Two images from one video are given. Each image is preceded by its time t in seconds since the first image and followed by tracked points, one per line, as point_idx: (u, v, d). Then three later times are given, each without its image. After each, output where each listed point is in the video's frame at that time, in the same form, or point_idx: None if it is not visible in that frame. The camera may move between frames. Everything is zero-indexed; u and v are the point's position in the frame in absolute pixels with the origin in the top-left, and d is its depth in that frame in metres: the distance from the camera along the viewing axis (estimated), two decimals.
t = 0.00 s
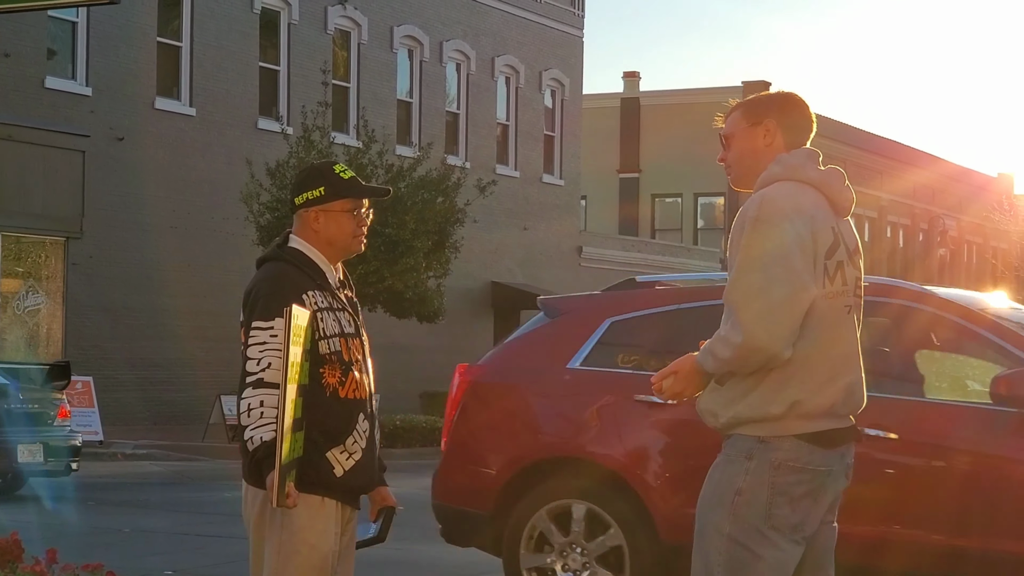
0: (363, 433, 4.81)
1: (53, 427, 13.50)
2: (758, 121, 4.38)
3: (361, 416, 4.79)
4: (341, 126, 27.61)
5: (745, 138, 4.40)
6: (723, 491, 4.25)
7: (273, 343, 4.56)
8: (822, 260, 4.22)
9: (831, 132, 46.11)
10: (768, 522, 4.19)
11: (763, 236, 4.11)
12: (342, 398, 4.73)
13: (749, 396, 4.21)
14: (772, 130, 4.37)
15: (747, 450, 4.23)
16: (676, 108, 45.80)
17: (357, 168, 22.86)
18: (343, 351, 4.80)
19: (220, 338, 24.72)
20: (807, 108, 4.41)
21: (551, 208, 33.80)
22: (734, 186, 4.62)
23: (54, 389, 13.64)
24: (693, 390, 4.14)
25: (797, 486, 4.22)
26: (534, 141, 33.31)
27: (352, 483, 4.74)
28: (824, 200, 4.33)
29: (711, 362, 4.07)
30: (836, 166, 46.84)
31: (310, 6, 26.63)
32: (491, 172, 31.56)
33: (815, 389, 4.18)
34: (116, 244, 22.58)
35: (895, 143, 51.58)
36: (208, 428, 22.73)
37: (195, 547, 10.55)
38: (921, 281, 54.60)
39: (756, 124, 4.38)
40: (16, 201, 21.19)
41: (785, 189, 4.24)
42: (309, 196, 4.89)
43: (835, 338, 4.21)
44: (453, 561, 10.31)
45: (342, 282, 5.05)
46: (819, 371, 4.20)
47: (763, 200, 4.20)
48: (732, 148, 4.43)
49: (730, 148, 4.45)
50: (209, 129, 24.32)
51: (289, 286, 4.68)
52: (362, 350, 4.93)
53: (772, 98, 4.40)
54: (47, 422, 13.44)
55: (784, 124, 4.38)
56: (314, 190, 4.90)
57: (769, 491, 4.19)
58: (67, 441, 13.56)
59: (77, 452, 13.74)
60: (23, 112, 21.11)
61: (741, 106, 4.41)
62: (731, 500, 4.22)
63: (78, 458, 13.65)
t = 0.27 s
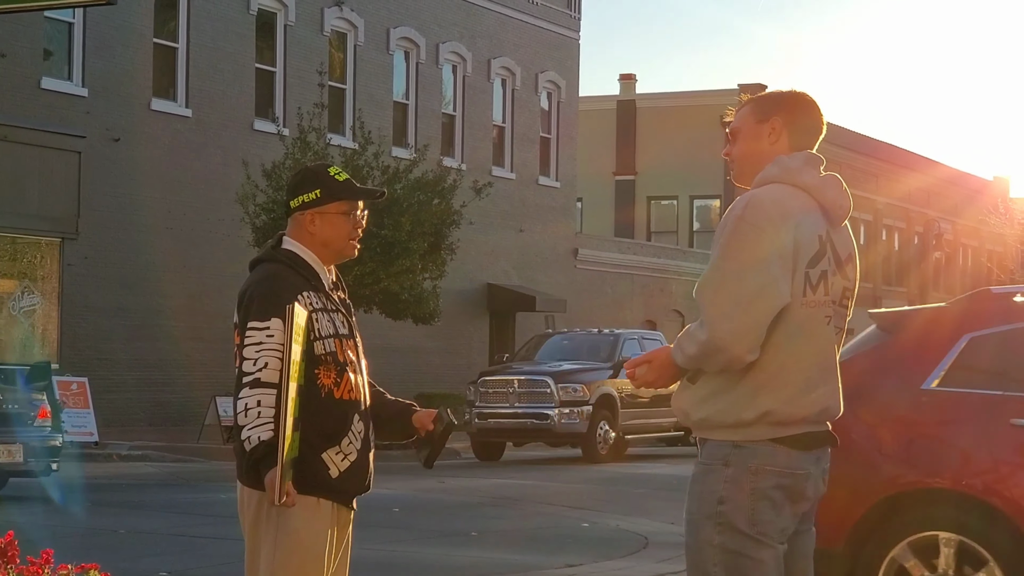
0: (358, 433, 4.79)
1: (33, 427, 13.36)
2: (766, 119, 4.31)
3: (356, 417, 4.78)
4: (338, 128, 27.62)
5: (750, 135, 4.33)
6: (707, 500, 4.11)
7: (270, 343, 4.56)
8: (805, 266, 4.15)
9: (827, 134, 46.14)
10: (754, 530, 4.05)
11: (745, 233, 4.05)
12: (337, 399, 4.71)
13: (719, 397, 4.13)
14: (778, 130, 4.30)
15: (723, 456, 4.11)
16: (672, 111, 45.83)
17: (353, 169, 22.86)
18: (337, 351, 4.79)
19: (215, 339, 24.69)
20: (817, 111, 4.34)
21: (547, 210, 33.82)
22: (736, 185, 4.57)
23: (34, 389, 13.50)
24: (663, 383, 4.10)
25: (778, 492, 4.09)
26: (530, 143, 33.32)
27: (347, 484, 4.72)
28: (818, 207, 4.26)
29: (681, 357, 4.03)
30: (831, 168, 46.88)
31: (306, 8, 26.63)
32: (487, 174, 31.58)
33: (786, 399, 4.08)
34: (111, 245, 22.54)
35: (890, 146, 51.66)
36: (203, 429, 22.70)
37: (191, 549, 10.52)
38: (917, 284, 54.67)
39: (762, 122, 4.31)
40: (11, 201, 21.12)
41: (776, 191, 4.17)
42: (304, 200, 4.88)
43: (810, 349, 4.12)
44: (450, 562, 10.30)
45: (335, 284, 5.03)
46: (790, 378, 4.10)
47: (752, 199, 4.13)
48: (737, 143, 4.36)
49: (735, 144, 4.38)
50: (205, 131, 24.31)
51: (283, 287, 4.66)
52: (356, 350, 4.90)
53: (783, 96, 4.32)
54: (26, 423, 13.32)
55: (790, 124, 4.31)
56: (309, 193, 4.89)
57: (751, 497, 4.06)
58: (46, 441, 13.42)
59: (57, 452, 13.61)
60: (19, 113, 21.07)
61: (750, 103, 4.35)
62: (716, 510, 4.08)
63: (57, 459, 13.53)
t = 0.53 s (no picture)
0: (355, 434, 4.78)
1: (19, 429, 13.16)
2: (758, 121, 4.32)
3: (352, 417, 4.77)
4: (336, 130, 27.63)
5: (743, 138, 4.34)
6: (691, 505, 4.10)
7: (262, 345, 4.58)
8: (793, 272, 4.15)
9: (825, 138, 46.12)
10: (740, 533, 4.05)
11: (730, 236, 4.06)
12: (331, 399, 4.71)
13: (702, 400, 4.14)
14: (770, 133, 4.31)
15: (704, 459, 4.11)
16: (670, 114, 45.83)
17: (351, 172, 22.83)
18: (331, 352, 4.78)
19: (213, 341, 24.69)
20: (810, 115, 4.35)
21: (546, 213, 33.81)
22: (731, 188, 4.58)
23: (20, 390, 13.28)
24: (646, 385, 4.12)
25: (763, 493, 4.10)
26: (529, 146, 33.32)
27: (343, 485, 4.71)
28: (809, 213, 4.26)
29: (664, 360, 4.05)
30: (830, 173, 46.87)
31: (305, 10, 26.64)
32: (485, 177, 31.58)
33: (769, 404, 4.09)
34: (110, 247, 22.53)
35: (889, 150, 51.66)
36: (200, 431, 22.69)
37: (188, 551, 10.51)
38: (915, 289, 54.65)
39: (753, 125, 4.32)
40: (10, 203, 21.08)
41: (764, 195, 4.17)
42: (295, 203, 4.89)
43: (795, 354, 4.12)
44: (447, 565, 10.30)
45: (329, 286, 5.03)
46: (774, 384, 4.10)
47: (739, 201, 4.14)
48: (730, 145, 4.37)
49: (728, 147, 4.39)
50: (204, 133, 24.31)
51: (273, 290, 4.68)
52: (352, 351, 4.89)
53: (777, 98, 4.33)
54: (13, 423, 13.13)
55: (782, 127, 4.32)
56: (300, 196, 4.89)
57: (737, 500, 4.07)
58: (30, 443, 13.19)
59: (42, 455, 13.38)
60: (18, 115, 21.06)
61: (742, 106, 4.36)
62: (700, 514, 4.07)
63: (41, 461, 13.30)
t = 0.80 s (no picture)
0: (355, 434, 4.78)
1: (10, 428, 13.16)
2: (750, 122, 4.32)
3: (353, 417, 4.77)
4: (336, 131, 27.62)
5: (736, 140, 4.34)
6: (690, 507, 4.10)
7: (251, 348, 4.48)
8: (787, 272, 4.15)
9: (825, 140, 46.11)
10: (739, 535, 4.04)
11: (725, 235, 4.06)
12: (331, 400, 4.71)
13: (699, 401, 4.13)
14: (763, 134, 4.32)
15: (703, 461, 4.11)
16: (670, 116, 45.83)
17: (351, 173, 22.81)
18: (329, 353, 4.77)
19: (212, 341, 24.68)
20: (802, 114, 4.35)
21: (545, 215, 33.81)
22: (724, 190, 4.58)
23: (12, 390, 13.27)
24: (642, 385, 4.11)
25: (762, 495, 4.09)
26: (528, 148, 33.32)
27: (344, 485, 4.70)
28: (804, 213, 4.26)
29: (660, 358, 4.04)
30: (830, 175, 46.86)
31: (306, 11, 26.64)
32: (485, 178, 31.58)
33: (766, 403, 4.08)
34: (109, 247, 22.52)
35: (888, 153, 51.67)
36: (199, 431, 22.67)
37: (185, 551, 10.50)
38: (914, 291, 54.63)
39: (747, 126, 4.32)
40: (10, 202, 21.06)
41: (757, 193, 4.17)
42: (290, 201, 4.89)
43: (790, 354, 4.12)
44: (445, 566, 10.30)
45: (328, 286, 5.03)
46: (772, 384, 4.10)
47: (733, 200, 4.14)
48: (723, 147, 4.37)
49: (721, 149, 4.39)
50: (204, 133, 24.31)
51: (269, 293, 4.68)
52: (351, 351, 4.89)
53: (770, 100, 4.34)
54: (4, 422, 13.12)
55: (776, 128, 4.32)
56: (294, 194, 4.89)
57: (736, 503, 4.06)
58: (21, 442, 13.19)
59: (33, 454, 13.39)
60: (18, 114, 21.05)
61: (735, 107, 4.36)
62: (700, 517, 4.07)
63: (32, 460, 13.30)
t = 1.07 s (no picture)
0: (354, 434, 4.77)
1: (8, 426, 13.18)
2: (747, 121, 4.32)
3: (350, 417, 4.77)
4: (335, 130, 27.62)
5: (732, 139, 4.34)
6: (692, 506, 4.11)
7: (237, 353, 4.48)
8: (786, 272, 4.15)
9: (824, 140, 46.13)
10: (741, 535, 4.05)
11: (723, 234, 4.06)
12: (328, 400, 4.71)
13: (702, 401, 4.14)
14: (759, 132, 4.31)
15: (706, 461, 4.13)
16: (669, 116, 45.85)
17: (350, 173, 22.79)
18: (327, 353, 4.77)
19: (211, 340, 24.68)
20: (797, 112, 4.35)
21: (544, 214, 33.81)
22: (722, 188, 4.58)
23: (8, 390, 13.31)
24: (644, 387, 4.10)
25: (764, 496, 4.09)
26: (528, 147, 33.34)
27: (342, 484, 4.70)
28: (802, 211, 4.27)
29: (662, 361, 4.04)
30: (829, 175, 46.89)
31: (305, 10, 26.65)
32: (484, 177, 31.60)
33: (768, 402, 4.09)
34: (108, 247, 22.53)
35: (887, 153, 51.70)
36: (198, 430, 22.68)
37: (185, 551, 10.51)
38: (913, 291, 54.65)
39: (744, 125, 4.32)
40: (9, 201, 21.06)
41: (754, 193, 4.17)
42: (289, 198, 4.89)
43: (791, 352, 4.13)
44: (444, 566, 10.31)
45: (328, 285, 5.03)
46: (773, 382, 4.11)
47: (731, 201, 4.13)
48: (719, 147, 4.37)
49: (717, 148, 4.39)
50: (203, 132, 24.31)
51: (266, 292, 4.68)
52: (350, 352, 4.89)
53: (764, 98, 4.34)
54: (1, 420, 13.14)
55: (772, 126, 4.32)
56: (293, 192, 4.89)
57: (739, 503, 4.07)
58: (19, 440, 13.18)
59: (31, 454, 13.36)
60: (17, 113, 21.06)
61: (731, 107, 4.35)
62: (702, 516, 4.08)
63: (30, 459, 13.27)
